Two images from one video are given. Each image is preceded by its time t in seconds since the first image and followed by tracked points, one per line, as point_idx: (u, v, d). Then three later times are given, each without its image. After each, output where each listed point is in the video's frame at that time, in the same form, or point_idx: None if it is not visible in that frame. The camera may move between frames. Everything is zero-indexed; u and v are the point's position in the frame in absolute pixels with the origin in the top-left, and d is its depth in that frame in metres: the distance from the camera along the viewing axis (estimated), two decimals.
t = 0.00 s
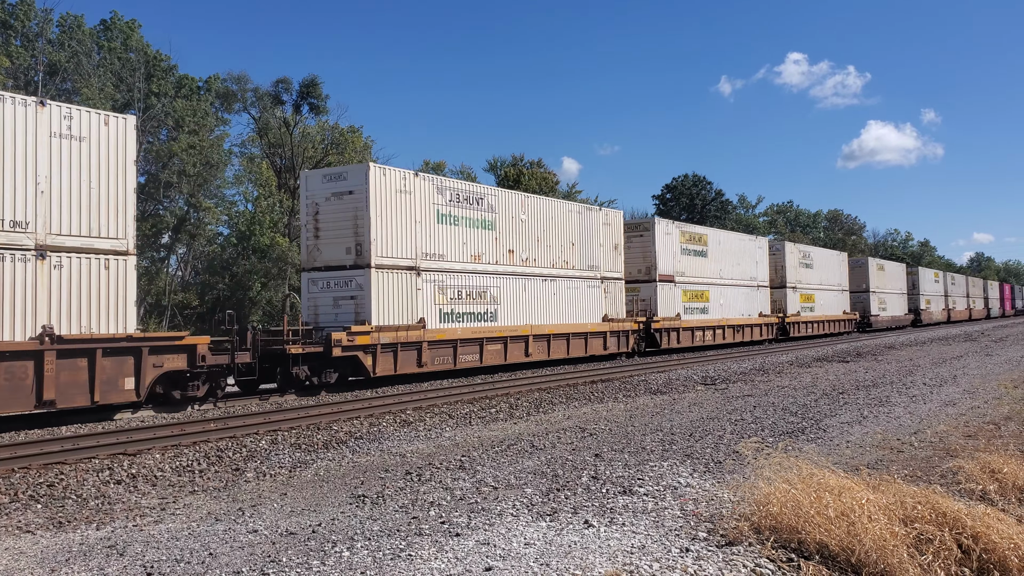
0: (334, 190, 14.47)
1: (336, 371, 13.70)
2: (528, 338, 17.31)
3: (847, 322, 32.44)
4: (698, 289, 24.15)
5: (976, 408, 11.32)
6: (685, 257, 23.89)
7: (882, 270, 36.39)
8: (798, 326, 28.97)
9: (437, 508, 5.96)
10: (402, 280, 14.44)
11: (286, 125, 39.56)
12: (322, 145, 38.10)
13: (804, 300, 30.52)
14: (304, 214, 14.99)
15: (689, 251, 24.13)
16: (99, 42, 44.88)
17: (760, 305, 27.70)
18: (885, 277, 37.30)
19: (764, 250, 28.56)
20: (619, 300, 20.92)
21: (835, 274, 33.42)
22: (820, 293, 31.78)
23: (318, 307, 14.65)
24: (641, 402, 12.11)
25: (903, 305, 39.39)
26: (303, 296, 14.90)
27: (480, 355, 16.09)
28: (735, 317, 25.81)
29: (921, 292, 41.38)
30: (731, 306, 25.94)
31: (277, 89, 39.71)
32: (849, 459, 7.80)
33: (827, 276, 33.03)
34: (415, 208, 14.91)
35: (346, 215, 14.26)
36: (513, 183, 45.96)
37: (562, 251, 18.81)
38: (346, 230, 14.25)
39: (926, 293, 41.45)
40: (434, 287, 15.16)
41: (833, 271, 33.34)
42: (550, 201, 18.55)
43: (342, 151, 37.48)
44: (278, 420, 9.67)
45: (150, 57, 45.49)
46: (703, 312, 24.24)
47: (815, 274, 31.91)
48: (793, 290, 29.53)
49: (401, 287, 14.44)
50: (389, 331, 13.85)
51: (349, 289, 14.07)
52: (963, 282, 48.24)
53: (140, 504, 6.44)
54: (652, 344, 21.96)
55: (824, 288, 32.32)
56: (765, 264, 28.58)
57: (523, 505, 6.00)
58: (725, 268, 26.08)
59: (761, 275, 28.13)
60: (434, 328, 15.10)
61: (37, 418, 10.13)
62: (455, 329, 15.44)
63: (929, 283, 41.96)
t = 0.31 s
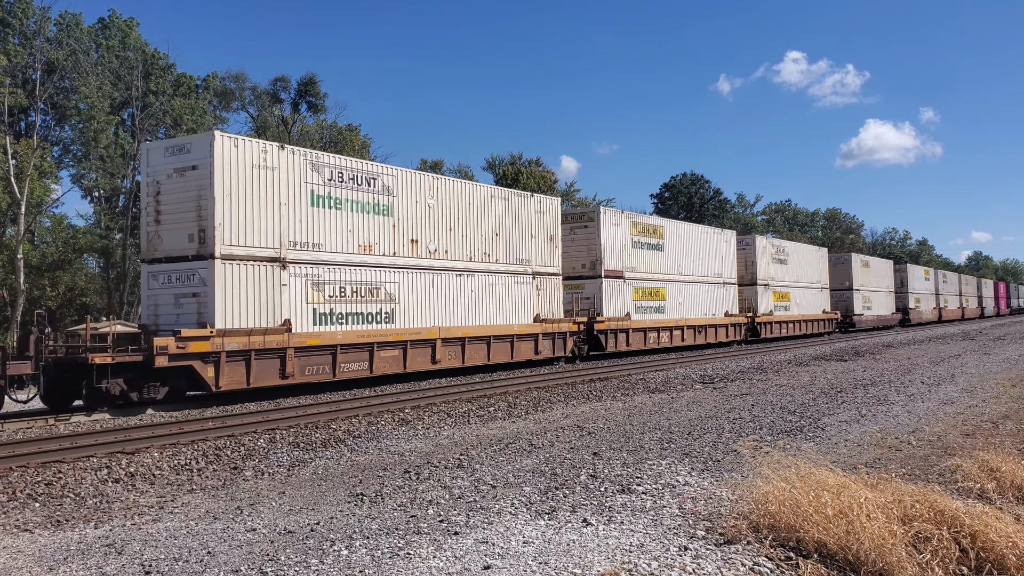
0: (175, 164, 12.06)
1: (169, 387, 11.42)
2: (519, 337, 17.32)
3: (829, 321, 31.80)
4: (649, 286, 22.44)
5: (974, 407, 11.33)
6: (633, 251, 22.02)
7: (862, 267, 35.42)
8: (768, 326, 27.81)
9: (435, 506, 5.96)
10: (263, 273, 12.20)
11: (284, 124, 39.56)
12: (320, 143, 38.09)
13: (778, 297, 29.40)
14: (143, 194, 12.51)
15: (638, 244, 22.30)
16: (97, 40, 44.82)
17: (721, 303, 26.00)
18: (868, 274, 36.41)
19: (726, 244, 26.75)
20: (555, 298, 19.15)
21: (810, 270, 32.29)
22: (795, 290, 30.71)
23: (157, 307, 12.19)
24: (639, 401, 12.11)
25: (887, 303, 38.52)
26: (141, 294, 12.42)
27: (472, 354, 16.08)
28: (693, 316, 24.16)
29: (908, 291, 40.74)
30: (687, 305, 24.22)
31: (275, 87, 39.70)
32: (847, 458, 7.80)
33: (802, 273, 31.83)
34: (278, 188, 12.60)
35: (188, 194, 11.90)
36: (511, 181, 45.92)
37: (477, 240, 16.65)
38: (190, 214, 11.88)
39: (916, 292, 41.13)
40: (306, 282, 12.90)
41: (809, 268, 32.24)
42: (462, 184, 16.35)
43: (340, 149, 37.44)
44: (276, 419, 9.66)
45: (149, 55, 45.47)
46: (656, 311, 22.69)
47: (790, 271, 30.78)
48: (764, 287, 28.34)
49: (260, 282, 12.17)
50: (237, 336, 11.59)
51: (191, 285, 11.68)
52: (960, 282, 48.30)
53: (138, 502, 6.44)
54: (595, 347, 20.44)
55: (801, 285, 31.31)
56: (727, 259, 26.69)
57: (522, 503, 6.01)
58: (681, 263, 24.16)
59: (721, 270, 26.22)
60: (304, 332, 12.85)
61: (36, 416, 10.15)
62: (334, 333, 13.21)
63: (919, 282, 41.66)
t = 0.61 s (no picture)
0: None
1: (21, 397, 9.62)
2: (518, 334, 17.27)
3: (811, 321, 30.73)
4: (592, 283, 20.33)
5: (973, 405, 11.35)
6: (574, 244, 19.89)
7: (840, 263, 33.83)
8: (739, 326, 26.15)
9: (434, 505, 5.96)
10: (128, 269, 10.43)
11: (282, 122, 39.61)
12: (319, 142, 38.14)
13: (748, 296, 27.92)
14: None
15: (580, 236, 20.20)
16: (96, 38, 44.82)
17: (676, 303, 23.92)
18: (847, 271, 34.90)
19: (681, 240, 24.60)
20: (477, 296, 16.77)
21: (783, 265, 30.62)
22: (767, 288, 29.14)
23: None
24: (638, 400, 12.11)
25: (869, 301, 37.06)
26: None
27: (472, 352, 16.03)
28: (642, 317, 22.02)
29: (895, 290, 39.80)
30: (638, 304, 22.11)
31: (274, 86, 39.72)
32: (846, 457, 7.80)
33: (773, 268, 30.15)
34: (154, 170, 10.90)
35: None
36: (510, 180, 45.94)
37: (402, 230, 14.85)
38: None
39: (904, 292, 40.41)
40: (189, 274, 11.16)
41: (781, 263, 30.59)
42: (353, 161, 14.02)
43: (339, 148, 37.44)
44: (275, 417, 9.66)
45: (147, 53, 45.52)
46: (601, 311, 20.62)
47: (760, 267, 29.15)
48: (731, 284, 26.59)
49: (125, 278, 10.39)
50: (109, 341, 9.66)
51: None
52: (957, 279, 48.39)
53: (137, 500, 6.44)
54: (527, 351, 17.96)
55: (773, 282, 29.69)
56: (682, 254, 24.48)
57: (521, 502, 6.01)
58: (630, 259, 22.04)
59: (674, 267, 24.03)
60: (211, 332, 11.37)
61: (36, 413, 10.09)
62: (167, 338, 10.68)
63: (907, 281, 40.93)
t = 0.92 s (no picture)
0: None
1: None
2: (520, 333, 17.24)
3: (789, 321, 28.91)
4: (520, 281, 17.68)
5: (972, 405, 11.38)
6: (496, 235, 17.15)
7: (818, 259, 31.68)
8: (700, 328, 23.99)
9: (433, 505, 5.96)
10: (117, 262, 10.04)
11: (281, 122, 39.63)
12: (317, 141, 38.15)
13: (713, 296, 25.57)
14: None
15: (506, 226, 17.48)
16: (95, 37, 44.82)
17: (623, 304, 21.30)
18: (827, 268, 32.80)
19: (632, 235, 21.97)
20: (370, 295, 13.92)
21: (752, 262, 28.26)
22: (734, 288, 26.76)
23: None
24: (637, 400, 12.11)
25: (851, 303, 34.99)
26: None
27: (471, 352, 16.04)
28: (583, 319, 19.38)
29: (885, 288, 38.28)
30: (579, 306, 19.47)
31: (273, 85, 39.71)
32: (845, 457, 7.81)
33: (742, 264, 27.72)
34: (167, 169, 10.71)
35: None
36: (509, 180, 45.95)
37: (309, 216, 12.66)
38: None
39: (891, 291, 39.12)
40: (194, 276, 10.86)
41: (752, 259, 28.24)
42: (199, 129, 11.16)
43: (337, 147, 37.44)
44: (274, 417, 9.66)
45: (146, 53, 45.47)
46: (532, 313, 17.99)
47: (726, 262, 26.76)
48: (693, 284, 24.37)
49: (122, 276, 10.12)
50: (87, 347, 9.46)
51: None
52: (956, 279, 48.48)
53: (135, 500, 6.43)
54: (437, 359, 15.64)
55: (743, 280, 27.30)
56: (632, 249, 21.86)
57: (520, 501, 6.02)
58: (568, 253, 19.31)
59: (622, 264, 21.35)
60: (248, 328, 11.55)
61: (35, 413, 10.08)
62: None
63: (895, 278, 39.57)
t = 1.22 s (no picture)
0: None
1: None
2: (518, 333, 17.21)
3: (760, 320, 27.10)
4: (421, 276, 14.97)
5: (970, 404, 11.38)
6: (383, 221, 14.32)
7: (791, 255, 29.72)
8: (649, 329, 21.65)
9: (431, 503, 5.96)
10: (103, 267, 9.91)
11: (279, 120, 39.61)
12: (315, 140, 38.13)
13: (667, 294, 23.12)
14: None
15: (398, 212, 14.67)
16: (92, 35, 44.77)
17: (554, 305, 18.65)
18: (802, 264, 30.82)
19: (564, 227, 19.37)
20: (196, 292, 11.08)
21: (714, 257, 25.83)
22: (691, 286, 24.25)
23: None
24: (635, 398, 12.12)
25: (828, 303, 33.08)
26: None
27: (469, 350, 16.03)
28: (502, 321, 16.83)
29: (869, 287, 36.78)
30: (498, 307, 16.84)
31: (271, 84, 39.67)
32: (842, 456, 7.82)
33: (702, 259, 25.17)
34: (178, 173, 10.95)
35: None
36: (507, 178, 45.92)
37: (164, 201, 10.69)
38: None
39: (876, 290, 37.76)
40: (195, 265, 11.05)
41: (713, 255, 25.77)
42: None
43: (335, 145, 37.40)
44: (273, 415, 9.66)
45: (144, 50, 45.38)
46: (438, 314, 15.34)
47: (683, 257, 24.22)
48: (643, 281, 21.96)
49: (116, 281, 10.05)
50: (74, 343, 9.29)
51: None
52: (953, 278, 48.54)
53: (133, 498, 6.43)
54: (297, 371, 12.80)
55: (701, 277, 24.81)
56: (567, 245, 19.41)
57: (518, 500, 6.02)
58: (482, 246, 16.62)
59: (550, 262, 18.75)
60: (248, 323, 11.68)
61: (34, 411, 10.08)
62: None
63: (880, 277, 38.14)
